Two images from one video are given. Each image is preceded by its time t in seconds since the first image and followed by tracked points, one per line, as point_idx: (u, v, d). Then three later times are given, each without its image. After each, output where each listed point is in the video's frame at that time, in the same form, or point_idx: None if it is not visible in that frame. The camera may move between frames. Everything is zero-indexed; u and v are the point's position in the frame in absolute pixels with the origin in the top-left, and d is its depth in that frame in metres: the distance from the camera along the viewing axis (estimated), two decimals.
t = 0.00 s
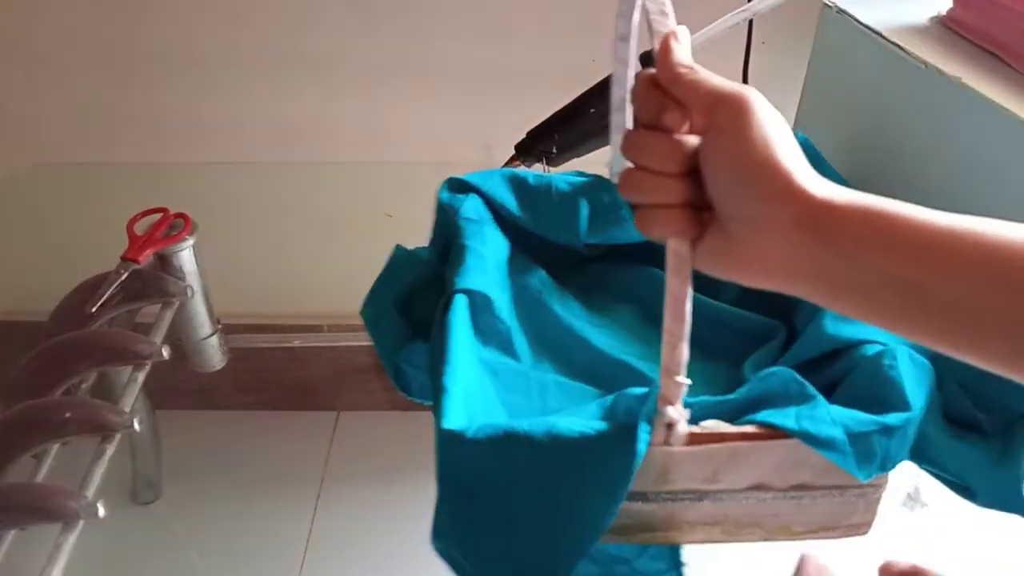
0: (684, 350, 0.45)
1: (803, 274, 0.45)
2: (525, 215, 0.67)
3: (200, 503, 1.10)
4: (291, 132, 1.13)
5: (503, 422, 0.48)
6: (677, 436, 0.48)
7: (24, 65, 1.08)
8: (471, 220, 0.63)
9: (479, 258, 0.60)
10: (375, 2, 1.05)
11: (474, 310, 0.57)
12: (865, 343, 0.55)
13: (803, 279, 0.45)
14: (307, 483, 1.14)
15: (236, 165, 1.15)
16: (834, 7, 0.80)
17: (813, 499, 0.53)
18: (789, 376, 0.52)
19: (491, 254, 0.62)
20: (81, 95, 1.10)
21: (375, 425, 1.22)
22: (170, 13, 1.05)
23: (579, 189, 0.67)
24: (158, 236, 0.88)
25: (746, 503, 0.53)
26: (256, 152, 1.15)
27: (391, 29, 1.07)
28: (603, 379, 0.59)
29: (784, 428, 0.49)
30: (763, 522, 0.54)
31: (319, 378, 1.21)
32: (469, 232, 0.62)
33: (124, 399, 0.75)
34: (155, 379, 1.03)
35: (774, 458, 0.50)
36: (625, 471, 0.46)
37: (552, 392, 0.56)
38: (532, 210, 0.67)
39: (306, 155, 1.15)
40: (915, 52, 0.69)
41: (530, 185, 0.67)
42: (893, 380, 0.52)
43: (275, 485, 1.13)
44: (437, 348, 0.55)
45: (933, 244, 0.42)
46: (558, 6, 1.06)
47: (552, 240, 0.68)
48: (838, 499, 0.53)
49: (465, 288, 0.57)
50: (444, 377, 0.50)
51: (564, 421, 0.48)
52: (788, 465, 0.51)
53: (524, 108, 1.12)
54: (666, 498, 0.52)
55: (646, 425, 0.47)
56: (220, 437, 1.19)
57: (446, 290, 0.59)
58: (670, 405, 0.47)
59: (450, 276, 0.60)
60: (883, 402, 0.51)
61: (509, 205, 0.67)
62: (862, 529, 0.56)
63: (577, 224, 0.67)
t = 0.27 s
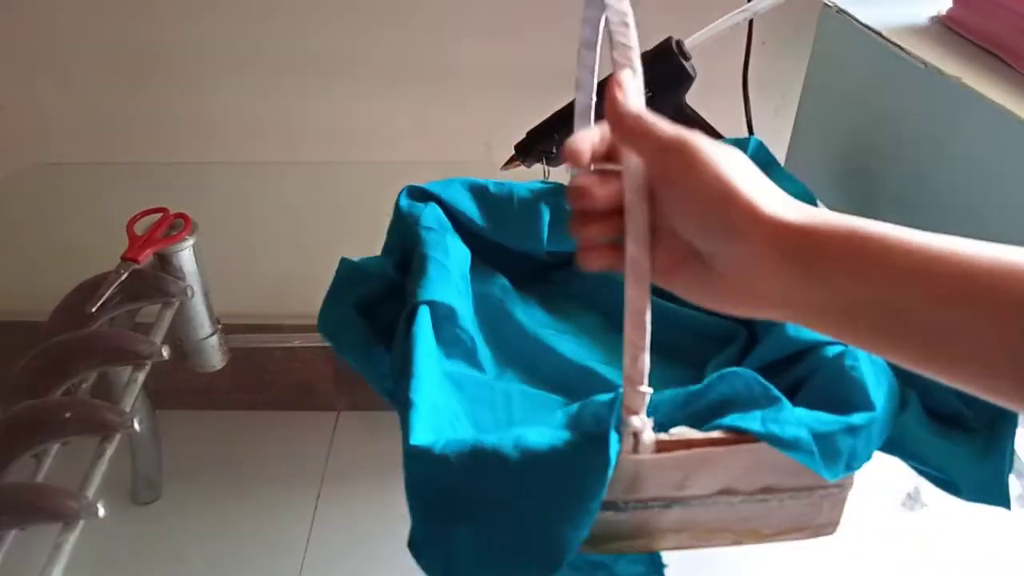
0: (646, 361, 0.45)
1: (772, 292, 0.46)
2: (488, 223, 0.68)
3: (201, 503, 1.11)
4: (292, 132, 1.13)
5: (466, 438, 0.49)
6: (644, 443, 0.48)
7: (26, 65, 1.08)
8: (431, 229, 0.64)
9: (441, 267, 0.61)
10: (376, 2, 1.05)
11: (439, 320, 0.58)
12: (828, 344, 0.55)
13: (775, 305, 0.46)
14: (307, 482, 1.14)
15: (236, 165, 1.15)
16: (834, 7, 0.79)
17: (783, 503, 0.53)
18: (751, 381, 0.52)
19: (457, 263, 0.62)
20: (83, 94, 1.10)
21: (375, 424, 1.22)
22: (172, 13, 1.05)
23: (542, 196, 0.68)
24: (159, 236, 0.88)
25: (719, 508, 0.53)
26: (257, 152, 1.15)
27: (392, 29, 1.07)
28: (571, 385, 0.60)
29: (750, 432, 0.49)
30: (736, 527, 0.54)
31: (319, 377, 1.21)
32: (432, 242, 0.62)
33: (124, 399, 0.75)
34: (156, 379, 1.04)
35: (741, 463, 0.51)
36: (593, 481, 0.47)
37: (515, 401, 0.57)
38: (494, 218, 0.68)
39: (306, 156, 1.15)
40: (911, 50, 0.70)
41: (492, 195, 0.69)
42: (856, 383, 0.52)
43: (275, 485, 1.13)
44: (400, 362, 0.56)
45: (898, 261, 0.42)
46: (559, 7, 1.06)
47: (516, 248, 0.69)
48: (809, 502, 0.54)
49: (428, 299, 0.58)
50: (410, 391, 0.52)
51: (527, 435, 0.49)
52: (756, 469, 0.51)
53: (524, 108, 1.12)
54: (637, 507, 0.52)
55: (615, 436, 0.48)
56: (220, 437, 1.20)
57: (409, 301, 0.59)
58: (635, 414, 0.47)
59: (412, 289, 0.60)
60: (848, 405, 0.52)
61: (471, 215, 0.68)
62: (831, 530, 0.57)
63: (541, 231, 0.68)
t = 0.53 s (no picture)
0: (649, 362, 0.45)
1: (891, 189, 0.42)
2: (489, 224, 0.68)
3: (201, 503, 1.11)
4: (291, 132, 1.13)
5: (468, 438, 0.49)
6: (646, 443, 0.48)
7: (25, 65, 1.08)
8: (431, 229, 0.63)
9: (441, 266, 0.60)
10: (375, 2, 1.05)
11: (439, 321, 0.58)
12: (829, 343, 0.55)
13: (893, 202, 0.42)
14: (307, 483, 1.14)
15: (235, 165, 1.15)
16: (834, 6, 0.79)
17: (782, 504, 0.53)
18: (753, 381, 0.52)
19: (456, 262, 0.62)
20: (82, 94, 1.10)
21: (375, 425, 1.22)
22: (170, 13, 1.05)
23: (542, 196, 0.68)
24: (157, 236, 0.88)
25: (719, 509, 0.53)
26: (256, 152, 1.15)
27: (391, 29, 1.06)
28: (572, 386, 0.60)
29: (752, 433, 0.49)
30: (736, 528, 0.54)
31: (318, 378, 1.21)
32: (431, 242, 0.62)
33: (124, 399, 0.75)
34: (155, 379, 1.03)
35: (741, 463, 0.50)
36: (595, 482, 0.47)
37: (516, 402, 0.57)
38: (495, 218, 0.68)
39: (305, 156, 1.15)
40: (911, 50, 0.69)
41: (492, 193, 0.68)
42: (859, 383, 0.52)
43: (275, 485, 1.13)
44: (400, 362, 0.55)
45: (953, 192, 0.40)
46: (558, 6, 1.05)
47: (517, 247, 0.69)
48: (808, 503, 0.54)
49: (427, 298, 0.58)
50: (410, 392, 0.52)
51: (527, 435, 0.48)
52: (756, 470, 0.51)
53: (523, 108, 1.11)
54: (637, 508, 0.51)
55: (616, 437, 0.48)
56: (220, 437, 1.20)
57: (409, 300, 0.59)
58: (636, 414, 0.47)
59: (412, 288, 0.60)
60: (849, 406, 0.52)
61: (472, 214, 0.67)
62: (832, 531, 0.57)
63: (542, 231, 0.68)
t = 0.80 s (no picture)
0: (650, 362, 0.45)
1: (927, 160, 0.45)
2: (489, 224, 0.68)
3: (201, 503, 1.11)
4: (291, 132, 1.13)
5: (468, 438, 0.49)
6: (646, 444, 0.48)
7: (25, 66, 1.08)
8: (431, 229, 0.63)
9: (441, 266, 0.60)
10: (375, 3, 1.05)
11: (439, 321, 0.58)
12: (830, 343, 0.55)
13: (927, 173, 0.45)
14: (307, 482, 1.14)
15: (235, 166, 1.15)
16: (834, 7, 0.79)
17: (781, 504, 0.53)
18: (753, 381, 0.51)
19: (456, 262, 0.62)
20: (82, 95, 1.10)
21: (375, 425, 1.22)
22: (170, 13, 1.05)
23: (543, 197, 0.68)
24: (158, 236, 0.88)
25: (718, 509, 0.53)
26: (256, 152, 1.15)
27: (391, 29, 1.06)
28: (571, 386, 0.60)
29: (752, 433, 0.49)
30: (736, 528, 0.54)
31: (318, 378, 1.21)
32: (432, 242, 0.62)
33: (123, 399, 0.75)
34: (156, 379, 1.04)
35: (741, 463, 0.50)
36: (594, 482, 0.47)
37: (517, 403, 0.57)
38: (495, 218, 0.68)
39: (305, 156, 1.15)
40: (911, 50, 0.70)
41: (492, 193, 0.68)
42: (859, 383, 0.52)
43: (275, 485, 1.13)
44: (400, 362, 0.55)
45: (952, 148, 0.43)
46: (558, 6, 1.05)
47: (517, 247, 0.69)
48: (808, 503, 0.54)
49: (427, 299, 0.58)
50: (410, 392, 0.52)
51: (527, 435, 0.48)
52: (756, 470, 0.51)
53: (523, 108, 1.12)
54: (637, 507, 0.52)
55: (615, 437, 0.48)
56: (220, 437, 1.20)
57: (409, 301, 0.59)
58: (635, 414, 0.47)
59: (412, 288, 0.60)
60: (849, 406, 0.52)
61: (472, 214, 0.67)
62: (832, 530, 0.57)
63: (542, 232, 0.68)
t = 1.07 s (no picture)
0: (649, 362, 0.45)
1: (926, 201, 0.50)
2: (489, 224, 0.68)
3: (200, 503, 1.11)
4: (291, 132, 1.13)
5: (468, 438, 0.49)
6: (646, 444, 0.48)
7: (25, 65, 1.08)
8: (430, 229, 0.63)
9: (441, 267, 0.60)
10: (375, 3, 1.05)
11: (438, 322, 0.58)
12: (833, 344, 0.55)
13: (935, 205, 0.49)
14: (307, 483, 1.14)
15: (235, 166, 1.15)
16: (834, 7, 0.79)
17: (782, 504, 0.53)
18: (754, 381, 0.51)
19: (456, 263, 0.62)
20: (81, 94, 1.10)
21: (374, 425, 1.22)
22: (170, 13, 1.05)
23: (543, 196, 0.68)
24: (157, 236, 0.88)
25: (719, 510, 0.53)
26: (256, 152, 1.15)
27: (391, 29, 1.06)
28: (572, 387, 0.60)
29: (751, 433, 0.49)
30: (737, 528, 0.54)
31: (318, 378, 1.21)
32: (432, 242, 0.62)
33: (123, 399, 0.75)
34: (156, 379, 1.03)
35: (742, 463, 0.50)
36: (593, 482, 0.47)
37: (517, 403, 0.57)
38: (495, 218, 0.68)
39: (305, 156, 1.15)
40: (911, 50, 0.70)
41: (492, 193, 0.68)
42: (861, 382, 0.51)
43: (275, 485, 1.13)
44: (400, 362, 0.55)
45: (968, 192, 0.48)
46: (558, 6, 1.05)
47: (517, 246, 0.69)
48: (808, 503, 0.54)
49: (426, 299, 0.57)
50: (410, 392, 0.51)
51: (527, 435, 0.48)
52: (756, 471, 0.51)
53: (523, 108, 1.11)
54: (638, 508, 0.52)
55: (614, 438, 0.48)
56: (219, 437, 1.20)
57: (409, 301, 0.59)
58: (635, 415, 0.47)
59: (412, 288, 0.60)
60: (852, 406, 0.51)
61: (471, 213, 0.67)
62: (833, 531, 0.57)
63: (543, 230, 0.68)
